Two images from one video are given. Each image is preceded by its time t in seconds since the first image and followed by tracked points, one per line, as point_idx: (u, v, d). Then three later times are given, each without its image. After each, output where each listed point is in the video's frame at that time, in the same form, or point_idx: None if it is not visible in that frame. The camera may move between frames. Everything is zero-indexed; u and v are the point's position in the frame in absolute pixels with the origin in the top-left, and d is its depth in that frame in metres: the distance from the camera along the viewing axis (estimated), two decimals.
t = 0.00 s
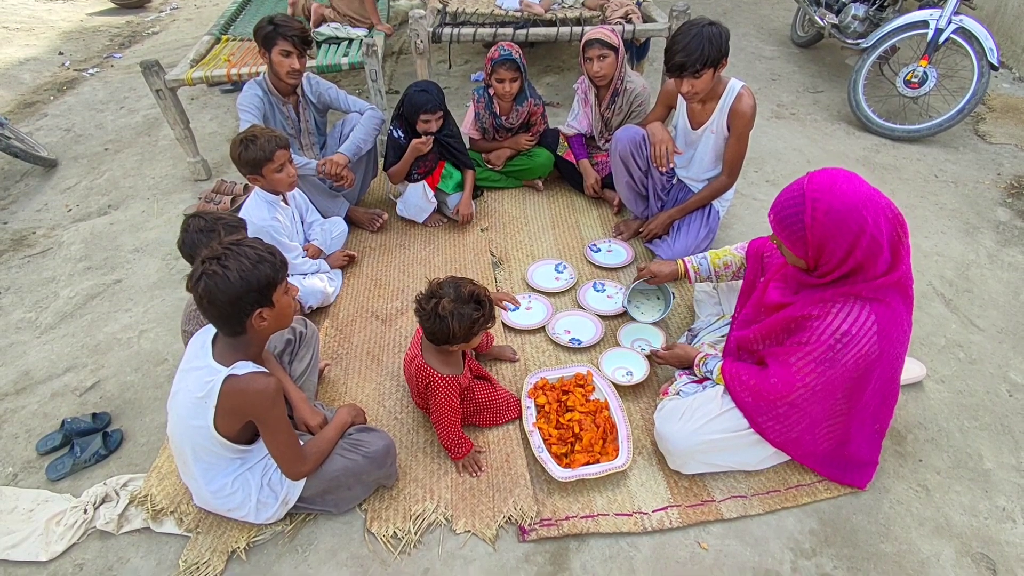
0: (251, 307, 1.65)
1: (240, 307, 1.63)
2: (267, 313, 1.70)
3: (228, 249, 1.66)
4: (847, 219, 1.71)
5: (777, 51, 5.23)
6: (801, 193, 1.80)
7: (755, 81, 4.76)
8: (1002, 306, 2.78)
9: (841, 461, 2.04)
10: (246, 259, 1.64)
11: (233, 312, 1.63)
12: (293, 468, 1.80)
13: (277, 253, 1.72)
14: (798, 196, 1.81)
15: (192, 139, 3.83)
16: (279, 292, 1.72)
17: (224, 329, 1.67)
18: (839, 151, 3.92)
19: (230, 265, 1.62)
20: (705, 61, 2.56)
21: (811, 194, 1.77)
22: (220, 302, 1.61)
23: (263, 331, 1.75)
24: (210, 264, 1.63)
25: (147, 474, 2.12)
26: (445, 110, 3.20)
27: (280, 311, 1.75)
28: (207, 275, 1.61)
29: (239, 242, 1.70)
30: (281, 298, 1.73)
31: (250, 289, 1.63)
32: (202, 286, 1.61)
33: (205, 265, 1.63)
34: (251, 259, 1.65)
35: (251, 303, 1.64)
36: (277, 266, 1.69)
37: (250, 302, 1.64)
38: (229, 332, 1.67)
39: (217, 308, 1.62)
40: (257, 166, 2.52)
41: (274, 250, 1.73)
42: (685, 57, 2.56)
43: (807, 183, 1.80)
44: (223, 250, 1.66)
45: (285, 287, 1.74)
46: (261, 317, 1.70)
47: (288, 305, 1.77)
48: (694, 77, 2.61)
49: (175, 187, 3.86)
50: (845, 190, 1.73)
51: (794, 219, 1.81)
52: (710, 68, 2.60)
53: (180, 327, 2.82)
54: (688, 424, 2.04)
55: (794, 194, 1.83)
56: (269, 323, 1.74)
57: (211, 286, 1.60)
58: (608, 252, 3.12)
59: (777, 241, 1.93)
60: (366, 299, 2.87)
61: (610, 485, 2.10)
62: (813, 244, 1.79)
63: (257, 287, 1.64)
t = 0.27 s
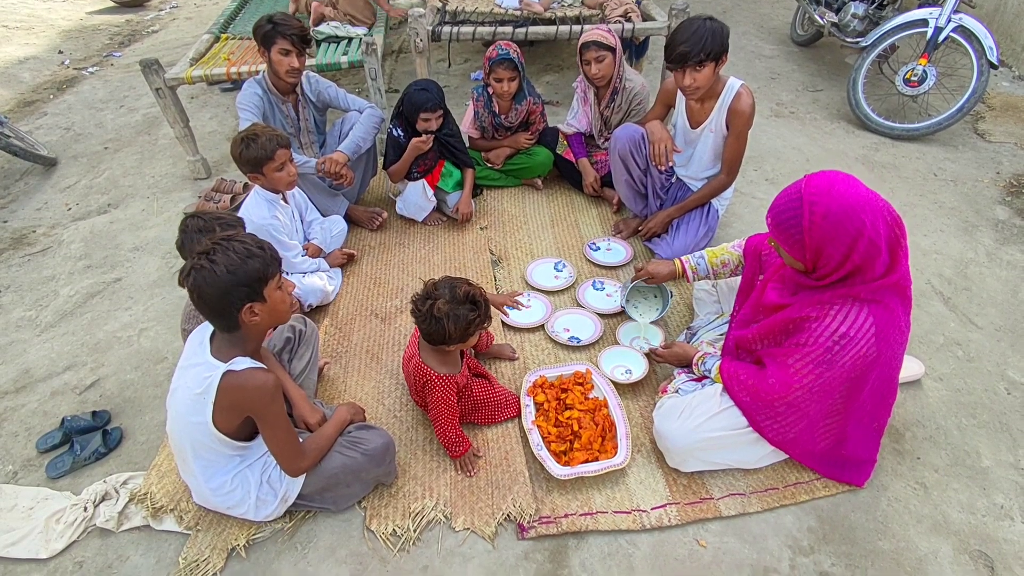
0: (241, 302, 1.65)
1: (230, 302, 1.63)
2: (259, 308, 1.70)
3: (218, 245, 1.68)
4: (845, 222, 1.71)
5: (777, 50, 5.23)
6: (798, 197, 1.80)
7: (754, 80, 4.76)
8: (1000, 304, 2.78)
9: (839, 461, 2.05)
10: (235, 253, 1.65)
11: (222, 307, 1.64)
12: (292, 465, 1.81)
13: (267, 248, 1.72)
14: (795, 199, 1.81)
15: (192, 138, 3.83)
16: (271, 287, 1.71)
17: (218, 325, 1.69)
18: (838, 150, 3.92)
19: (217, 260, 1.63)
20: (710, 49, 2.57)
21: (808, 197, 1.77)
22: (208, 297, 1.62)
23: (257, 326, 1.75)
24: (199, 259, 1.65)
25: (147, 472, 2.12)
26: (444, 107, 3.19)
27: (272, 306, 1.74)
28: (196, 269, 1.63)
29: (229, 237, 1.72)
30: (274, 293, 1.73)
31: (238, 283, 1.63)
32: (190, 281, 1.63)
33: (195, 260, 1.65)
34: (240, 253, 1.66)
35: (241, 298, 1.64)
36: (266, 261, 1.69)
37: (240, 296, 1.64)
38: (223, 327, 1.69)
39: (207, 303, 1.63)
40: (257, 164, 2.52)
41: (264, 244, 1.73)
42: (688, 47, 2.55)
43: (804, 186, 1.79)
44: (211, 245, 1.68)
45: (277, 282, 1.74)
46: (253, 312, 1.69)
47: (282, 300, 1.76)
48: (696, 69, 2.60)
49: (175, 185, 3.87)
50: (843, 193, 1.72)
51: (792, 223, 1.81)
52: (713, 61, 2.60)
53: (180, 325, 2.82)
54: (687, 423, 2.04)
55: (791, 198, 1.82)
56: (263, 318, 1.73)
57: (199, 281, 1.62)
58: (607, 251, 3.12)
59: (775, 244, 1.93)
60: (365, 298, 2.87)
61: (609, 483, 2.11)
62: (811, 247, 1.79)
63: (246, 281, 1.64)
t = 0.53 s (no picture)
0: (236, 301, 1.65)
1: (225, 301, 1.64)
2: (254, 308, 1.70)
3: (212, 244, 1.68)
4: (844, 223, 1.71)
5: (777, 49, 5.22)
6: (797, 198, 1.80)
7: (754, 79, 4.76)
8: (1000, 303, 2.79)
9: (839, 460, 2.05)
10: (228, 252, 1.65)
11: (217, 306, 1.64)
12: (291, 463, 1.81)
13: (262, 247, 1.72)
14: (794, 201, 1.80)
15: (192, 137, 3.83)
16: (267, 286, 1.72)
17: (215, 323, 1.69)
18: (838, 149, 3.93)
19: (212, 260, 1.64)
20: (714, 38, 2.59)
21: (807, 198, 1.77)
22: (202, 296, 1.63)
23: (254, 325, 1.75)
24: (193, 258, 1.66)
25: (147, 470, 2.12)
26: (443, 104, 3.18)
27: (268, 305, 1.74)
28: (190, 269, 1.64)
29: (224, 237, 1.72)
30: (270, 293, 1.73)
31: (232, 283, 1.63)
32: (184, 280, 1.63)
33: (190, 260, 1.66)
34: (233, 253, 1.66)
35: (236, 297, 1.65)
36: (261, 260, 1.69)
37: (235, 296, 1.64)
38: (220, 326, 1.69)
39: (202, 303, 1.64)
40: (257, 164, 2.52)
41: (259, 243, 1.73)
42: (694, 33, 2.57)
43: (803, 188, 1.80)
44: (206, 245, 1.68)
45: (274, 281, 1.74)
46: (249, 311, 1.70)
47: (278, 299, 1.76)
48: (699, 57, 2.61)
49: (175, 184, 3.87)
50: (842, 195, 1.72)
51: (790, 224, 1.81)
52: (716, 49, 2.62)
53: (180, 324, 2.82)
54: (687, 421, 2.04)
55: (790, 199, 1.82)
56: (258, 317, 1.73)
57: (193, 280, 1.63)
58: (607, 250, 3.12)
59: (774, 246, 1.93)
60: (365, 297, 2.87)
61: (609, 481, 2.11)
62: (810, 248, 1.79)
63: (240, 280, 1.64)
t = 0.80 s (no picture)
0: (233, 303, 1.65)
1: (222, 303, 1.64)
2: (251, 309, 1.71)
3: (209, 245, 1.68)
4: (844, 224, 1.71)
5: (777, 49, 5.22)
6: (797, 199, 1.80)
7: (754, 79, 4.75)
8: (999, 302, 2.79)
9: (838, 460, 2.05)
10: (226, 254, 1.66)
11: (214, 308, 1.65)
12: (290, 462, 1.81)
13: (260, 248, 1.72)
14: (794, 202, 1.81)
15: (192, 137, 3.83)
16: (264, 288, 1.72)
17: (213, 324, 1.70)
18: (838, 148, 3.92)
19: (209, 261, 1.64)
20: (715, 35, 2.59)
21: (807, 200, 1.77)
22: (200, 298, 1.64)
23: (251, 326, 1.75)
24: (190, 258, 1.66)
25: (147, 469, 2.13)
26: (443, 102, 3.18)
27: (265, 307, 1.74)
28: (188, 270, 1.64)
29: (222, 237, 1.72)
30: (267, 294, 1.73)
31: (228, 285, 1.64)
32: (182, 280, 1.64)
33: (188, 261, 1.66)
34: (230, 254, 1.66)
35: (233, 299, 1.65)
36: (259, 262, 1.69)
37: (232, 297, 1.64)
38: (218, 326, 1.70)
39: (200, 304, 1.64)
40: (257, 163, 2.52)
41: (257, 244, 1.73)
42: (695, 30, 2.57)
43: (803, 189, 1.80)
44: (204, 245, 1.68)
45: (271, 282, 1.74)
46: (246, 312, 1.70)
47: (275, 300, 1.77)
48: (700, 54, 2.61)
49: (175, 184, 3.87)
50: (841, 196, 1.72)
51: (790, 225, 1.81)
52: (717, 47, 2.63)
53: (180, 323, 2.82)
54: (686, 420, 2.04)
55: (789, 200, 1.82)
56: (256, 318, 1.74)
57: (190, 281, 1.63)
58: (607, 249, 3.12)
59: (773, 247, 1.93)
60: (365, 296, 2.88)
61: (608, 480, 2.11)
62: (810, 249, 1.79)
63: (236, 282, 1.64)
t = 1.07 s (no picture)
0: (233, 305, 1.66)
1: (221, 305, 1.64)
2: (251, 311, 1.71)
3: (209, 246, 1.68)
4: (844, 224, 1.71)
5: (777, 49, 5.22)
6: (798, 199, 1.80)
7: (754, 79, 4.75)
8: (999, 302, 2.79)
9: (838, 460, 2.05)
10: (225, 256, 1.65)
11: (213, 310, 1.65)
12: (290, 462, 1.81)
13: (259, 250, 1.72)
14: (794, 202, 1.81)
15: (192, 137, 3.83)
16: (264, 290, 1.72)
17: (213, 326, 1.70)
18: (838, 148, 3.92)
19: (208, 263, 1.64)
20: (715, 35, 2.59)
21: (807, 200, 1.77)
22: (200, 299, 1.64)
23: (251, 327, 1.75)
24: (190, 260, 1.67)
25: (147, 469, 2.13)
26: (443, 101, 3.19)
27: (265, 309, 1.74)
28: (187, 271, 1.64)
29: (223, 238, 1.72)
30: (267, 295, 1.73)
31: (227, 287, 1.64)
32: (182, 282, 1.64)
33: (188, 262, 1.66)
34: (230, 257, 1.66)
35: (232, 301, 1.65)
36: (259, 264, 1.69)
37: (231, 299, 1.65)
38: (217, 327, 1.70)
39: (199, 305, 1.65)
40: (257, 163, 2.53)
41: (257, 246, 1.73)
42: (696, 29, 2.57)
43: (803, 189, 1.80)
44: (204, 247, 1.68)
45: (271, 284, 1.74)
46: (246, 313, 1.70)
47: (275, 302, 1.77)
48: (700, 54, 2.62)
49: (175, 183, 3.87)
50: (842, 196, 1.73)
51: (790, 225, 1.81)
52: (717, 48, 2.63)
53: (180, 323, 2.82)
54: (686, 421, 2.04)
55: (790, 200, 1.82)
56: (255, 319, 1.74)
57: (189, 283, 1.63)
58: (607, 249, 3.13)
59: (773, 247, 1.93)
60: (365, 296, 2.88)
61: (608, 480, 2.11)
62: (811, 250, 1.79)
63: (235, 284, 1.64)
